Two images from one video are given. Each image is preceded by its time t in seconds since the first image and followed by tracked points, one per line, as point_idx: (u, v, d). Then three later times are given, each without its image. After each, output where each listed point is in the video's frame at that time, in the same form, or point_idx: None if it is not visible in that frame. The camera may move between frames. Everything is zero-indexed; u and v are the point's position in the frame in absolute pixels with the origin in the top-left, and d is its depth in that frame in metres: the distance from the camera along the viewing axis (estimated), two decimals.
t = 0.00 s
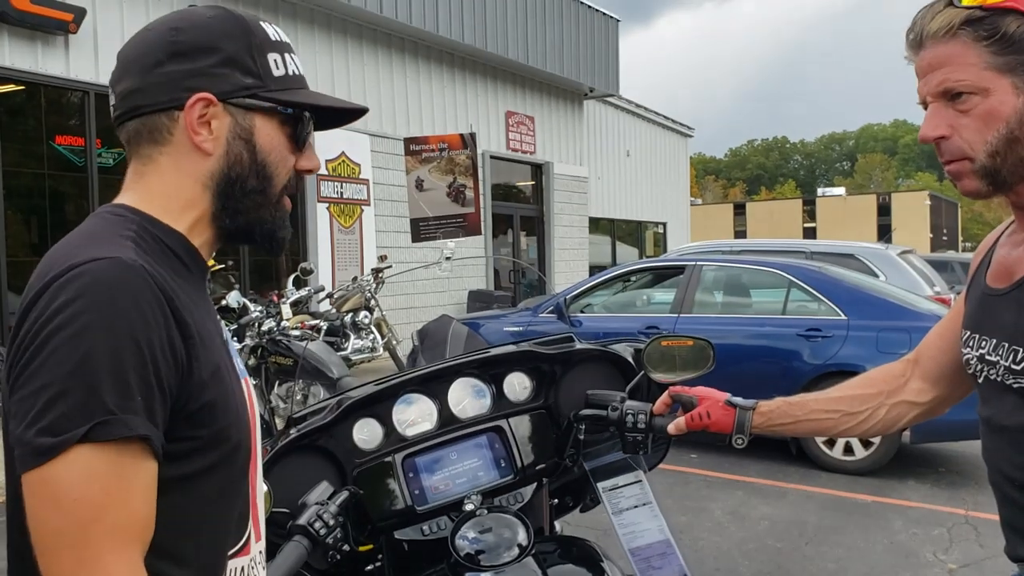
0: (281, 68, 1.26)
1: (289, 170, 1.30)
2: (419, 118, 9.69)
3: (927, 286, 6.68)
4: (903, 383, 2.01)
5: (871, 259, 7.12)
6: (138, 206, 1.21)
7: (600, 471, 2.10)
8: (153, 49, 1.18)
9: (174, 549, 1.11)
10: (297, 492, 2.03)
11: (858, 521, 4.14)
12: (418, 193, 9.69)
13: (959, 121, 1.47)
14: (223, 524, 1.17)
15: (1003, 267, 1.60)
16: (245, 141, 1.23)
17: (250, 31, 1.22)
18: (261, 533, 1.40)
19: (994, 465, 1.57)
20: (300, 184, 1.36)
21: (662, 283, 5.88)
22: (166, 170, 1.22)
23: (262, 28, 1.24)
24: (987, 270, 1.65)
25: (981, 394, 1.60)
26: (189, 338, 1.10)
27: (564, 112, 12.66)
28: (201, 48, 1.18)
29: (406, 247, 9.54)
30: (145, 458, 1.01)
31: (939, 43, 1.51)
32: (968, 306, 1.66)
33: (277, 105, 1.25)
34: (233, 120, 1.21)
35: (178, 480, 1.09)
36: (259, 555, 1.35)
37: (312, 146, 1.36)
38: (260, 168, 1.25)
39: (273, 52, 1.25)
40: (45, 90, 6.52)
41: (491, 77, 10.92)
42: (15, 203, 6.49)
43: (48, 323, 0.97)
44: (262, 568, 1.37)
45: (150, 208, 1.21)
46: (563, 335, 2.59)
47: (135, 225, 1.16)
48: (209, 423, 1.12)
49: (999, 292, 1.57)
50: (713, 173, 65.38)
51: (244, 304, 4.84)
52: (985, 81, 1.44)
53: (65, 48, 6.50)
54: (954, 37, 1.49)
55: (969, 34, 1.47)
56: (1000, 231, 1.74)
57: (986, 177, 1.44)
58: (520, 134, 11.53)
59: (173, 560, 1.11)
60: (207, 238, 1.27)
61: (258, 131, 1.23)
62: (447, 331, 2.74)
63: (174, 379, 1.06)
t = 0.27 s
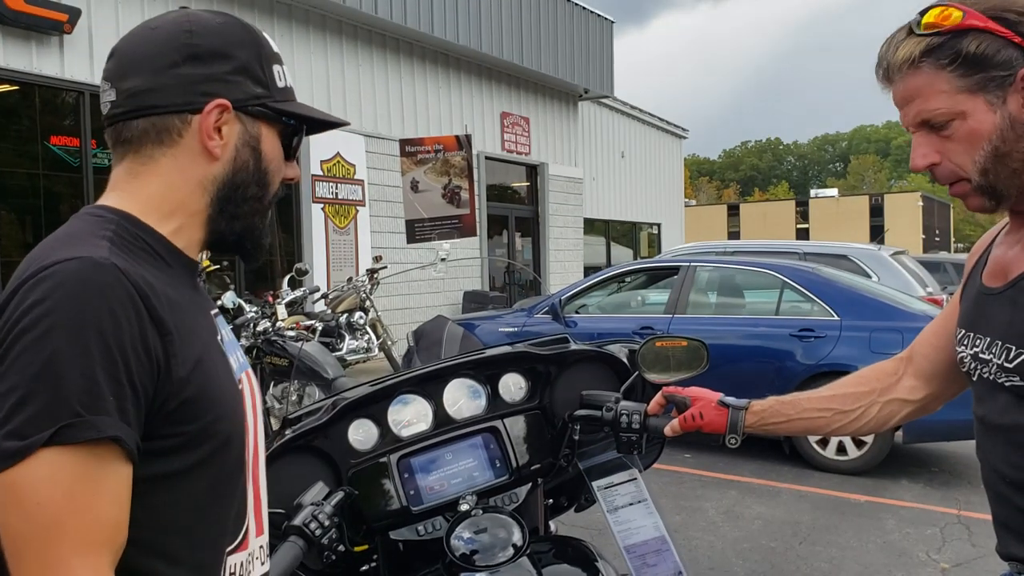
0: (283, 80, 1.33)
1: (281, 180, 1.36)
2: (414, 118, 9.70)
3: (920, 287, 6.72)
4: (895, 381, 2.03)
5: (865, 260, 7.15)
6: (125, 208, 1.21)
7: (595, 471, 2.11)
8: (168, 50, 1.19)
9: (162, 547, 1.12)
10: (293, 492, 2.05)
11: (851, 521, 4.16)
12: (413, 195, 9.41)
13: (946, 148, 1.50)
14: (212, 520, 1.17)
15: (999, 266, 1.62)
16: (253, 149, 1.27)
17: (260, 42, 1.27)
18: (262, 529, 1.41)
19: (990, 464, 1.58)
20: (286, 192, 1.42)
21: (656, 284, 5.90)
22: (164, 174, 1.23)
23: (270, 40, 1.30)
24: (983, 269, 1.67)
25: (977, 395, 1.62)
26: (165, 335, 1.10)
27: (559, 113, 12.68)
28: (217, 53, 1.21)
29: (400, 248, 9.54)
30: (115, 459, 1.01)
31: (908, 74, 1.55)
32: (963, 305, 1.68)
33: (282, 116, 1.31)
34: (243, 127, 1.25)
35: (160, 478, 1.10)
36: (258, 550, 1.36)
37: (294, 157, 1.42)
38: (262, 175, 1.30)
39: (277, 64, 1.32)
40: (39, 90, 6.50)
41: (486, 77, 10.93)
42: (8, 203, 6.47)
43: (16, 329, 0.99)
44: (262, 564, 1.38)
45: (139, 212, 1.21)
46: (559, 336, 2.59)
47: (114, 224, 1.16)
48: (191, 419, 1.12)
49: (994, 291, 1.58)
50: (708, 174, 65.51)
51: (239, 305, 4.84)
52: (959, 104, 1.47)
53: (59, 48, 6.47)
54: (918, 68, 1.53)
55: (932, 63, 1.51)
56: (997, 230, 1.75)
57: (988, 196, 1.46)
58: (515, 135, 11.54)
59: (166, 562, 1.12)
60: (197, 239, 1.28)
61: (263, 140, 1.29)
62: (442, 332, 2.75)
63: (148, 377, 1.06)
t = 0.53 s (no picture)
0: (276, 85, 1.33)
1: (274, 187, 1.36)
2: (409, 121, 9.70)
3: (914, 291, 6.75)
4: (888, 386, 2.03)
5: (858, 264, 7.18)
6: (115, 214, 1.21)
7: (590, 475, 2.12)
8: (161, 53, 1.20)
9: (153, 555, 1.12)
10: (289, 496, 2.04)
11: (846, 525, 4.17)
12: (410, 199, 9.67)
13: (932, 177, 1.56)
14: (203, 528, 1.17)
15: (990, 275, 1.63)
16: (245, 154, 1.27)
17: (253, 46, 1.28)
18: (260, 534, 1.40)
19: (985, 470, 1.59)
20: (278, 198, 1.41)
21: (651, 288, 5.90)
22: (153, 178, 1.23)
23: (262, 47, 1.31)
24: (975, 276, 1.68)
25: (972, 402, 1.63)
26: (153, 343, 1.10)
27: (555, 117, 12.70)
28: (209, 58, 1.22)
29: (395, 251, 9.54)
30: (96, 469, 1.00)
31: (882, 111, 1.63)
32: (957, 313, 1.69)
33: (274, 121, 1.31)
34: (234, 132, 1.25)
35: (148, 486, 1.10)
36: (256, 555, 1.36)
37: (286, 162, 1.41)
38: (254, 180, 1.30)
39: (270, 70, 1.32)
40: (33, 92, 6.48)
41: (481, 81, 10.95)
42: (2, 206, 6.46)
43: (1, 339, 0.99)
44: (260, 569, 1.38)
45: (130, 218, 1.21)
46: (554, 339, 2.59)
47: (104, 231, 1.16)
48: (179, 427, 1.12)
49: (986, 299, 1.59)
50: (702, 178, 65.69)
51: (234, 308, 4.83)
52: (937, 134, 1.53)
53: (54, 50, 6.46)
54: (890, 105, 1.60)
55: (902, 99, 1.58)
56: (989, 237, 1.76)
57: (980, 216, 1.53)
58: (510, 138, 11.56)
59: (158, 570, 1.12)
60: (189, 244, 1.28)
61: (255, 145, 1.29)
62: (437, 336, 2.75)
63: (134, 387, 1.06)
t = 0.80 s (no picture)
0: (241, 78, 1.28)
1: (258, 180, 1.31)
2: (408, 129, 9.72)
3: (912, 298, 6.76)
4: (887, 394, 2.03)
5: (856, 271, 7.19)
6: (103, 222, 1.22)
7: (589, 482, 2.12)
8: (109, 66, 1.21)
9: (141, 562, 1.11)
10: (286, 502, 2.02)
11: (844, 532, 4.17)
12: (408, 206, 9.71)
13: (926, 195, 1.58)
14: (192, 534, 1.17)
15: (987, 283, 1.63)
16: (207, 155, 1.24)
17: (207, 42, 1.24)
18: (246, 543, 1.40)
19: (986, 478, 1.59)
20: (276, 191, 1.38)
21: (649, 295, 5.91)
22: (126, 188, 1.24)
23: (220, 38, 1.26)
24: (974, 283, 1.68)
25: (971, 409, 1.63)
26: (142, 350, 1.11)
27: (552, 124, 12.74)
28: (158, 63, 1.21)
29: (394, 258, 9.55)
30: (83, 473, 1.00)
31: (870, 134, 1.65)
32: (955, 321, 1.69)
33: (238, 116, 1.26)
34: (191, 134, 1.23)
35: (138, 492, 1.10)
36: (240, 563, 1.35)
37: (283, 152, 1.37)
38: (223, 180, 1.26)
39: (232, 61, 1.27)
40: (32, 99, 6.49)
41: (479, 87, 10.98)
42: None
43: None
44: None
45: (113, 224, 1.23)
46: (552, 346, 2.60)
47: (91, 239, 1.17)
48: (169, 433, 1.12)
49: (984, 308, 1.59)
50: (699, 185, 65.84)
51: (232, 315, 4.83)
52: (926, 153, 1.56)
53: (52, 57, 6.47)
54: (878, 127, 1.63)
55: (887, 121, 1.61)
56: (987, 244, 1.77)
57: (977, 230, 1.54)
58: (508, 145, 11.58)
59: None
60: (176, 250, 1.29)
61: (218, 143, 1.25)
62: (435, 342, 2.75)
63: (123, 393, 1.06)
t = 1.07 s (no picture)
0: (214, 73, 1.29)
1: (236, 178, 1.31)
2: (404, 133, 9.73)
3: (907, 303, 6.78)
4: (882, 399, 2.04)
5: (852, 275, 7.21)
6: (87, 230, 1.24)
7: (585, 486, 2.12)
8: (81, 66, 1.22)
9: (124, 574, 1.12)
10: (282, 506, 2.02)
11: (840, 537, 4.17)
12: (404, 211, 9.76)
13: (918, 208, 1.60)
14: (178, 544, 1.17)
15: (983, 288, 1.64)
16: (180, 153, 1.25)
17: (177, 38, 1.24)
18: (240, 550, 1.41)
19: (983, 484, 1.59)
20: (256, 188, 1.37)
21: (645, 299, 5.90)
22: (104, 189, 1.25)
23: (192, 34, 1.26)
24: (969, 289, 1.69)
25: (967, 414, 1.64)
26: (117, 363, 1.10)
27: (549, 129, 12.76)
28: (127, 61, 1.21)
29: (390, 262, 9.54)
30: (56, 490, 1.00)
31: (861, 148, 1.67)
32: (953, 327, 1.70)
33: (211, 111, 1.27)
34: (164, 132, 1.23)
35: (118, 505, 1.10)
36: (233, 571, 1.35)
37: (264, 150, 1.37)
38: (199, 179, 1.26)
39: (204, 57, 1.27)
40: (27, 103, 6.49)
41: (475, 92, 10.99)
42: None
43: None
44: None
45: (95, 229, 1.24)
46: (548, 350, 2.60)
47: (71, 247, 1.18)
48: (145, 446, 1.12)
49: (980, 313, 1.60)
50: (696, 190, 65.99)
51: (227, 319, 4.82)
52: (916, 166, 1.57)
53: (48, 60, 6.45)
54: (868, 142, 1.65)
55: (876, 135, 1.63)
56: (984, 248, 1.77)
57: (971, 241, 1.55)
58: (504, 149, 11.60)
59: None
60: (160, 254, 1.30)
61: (192, 141, 1.25)
62: (430, 346, 2.74)
63: (97, 407, 1.06)
